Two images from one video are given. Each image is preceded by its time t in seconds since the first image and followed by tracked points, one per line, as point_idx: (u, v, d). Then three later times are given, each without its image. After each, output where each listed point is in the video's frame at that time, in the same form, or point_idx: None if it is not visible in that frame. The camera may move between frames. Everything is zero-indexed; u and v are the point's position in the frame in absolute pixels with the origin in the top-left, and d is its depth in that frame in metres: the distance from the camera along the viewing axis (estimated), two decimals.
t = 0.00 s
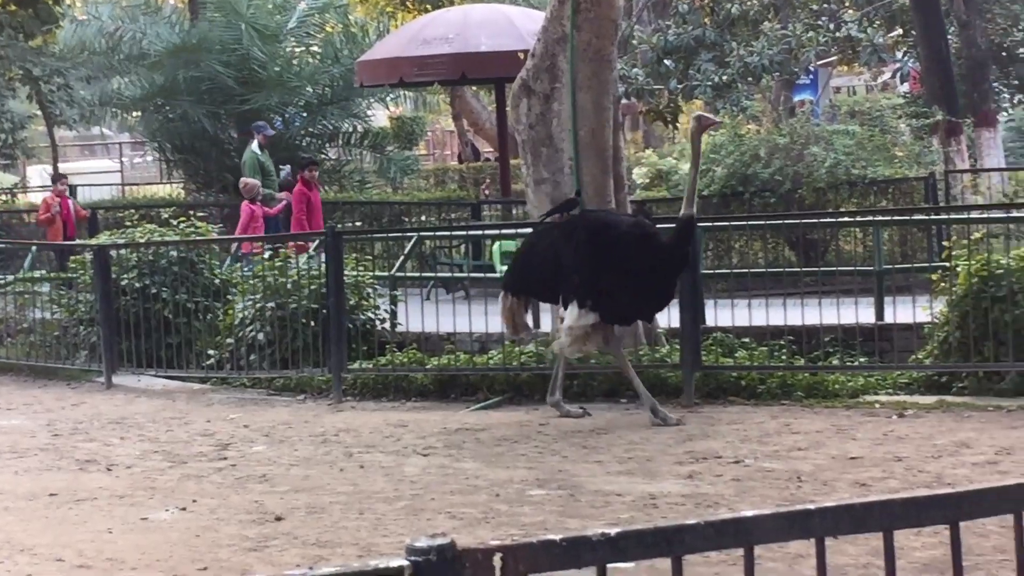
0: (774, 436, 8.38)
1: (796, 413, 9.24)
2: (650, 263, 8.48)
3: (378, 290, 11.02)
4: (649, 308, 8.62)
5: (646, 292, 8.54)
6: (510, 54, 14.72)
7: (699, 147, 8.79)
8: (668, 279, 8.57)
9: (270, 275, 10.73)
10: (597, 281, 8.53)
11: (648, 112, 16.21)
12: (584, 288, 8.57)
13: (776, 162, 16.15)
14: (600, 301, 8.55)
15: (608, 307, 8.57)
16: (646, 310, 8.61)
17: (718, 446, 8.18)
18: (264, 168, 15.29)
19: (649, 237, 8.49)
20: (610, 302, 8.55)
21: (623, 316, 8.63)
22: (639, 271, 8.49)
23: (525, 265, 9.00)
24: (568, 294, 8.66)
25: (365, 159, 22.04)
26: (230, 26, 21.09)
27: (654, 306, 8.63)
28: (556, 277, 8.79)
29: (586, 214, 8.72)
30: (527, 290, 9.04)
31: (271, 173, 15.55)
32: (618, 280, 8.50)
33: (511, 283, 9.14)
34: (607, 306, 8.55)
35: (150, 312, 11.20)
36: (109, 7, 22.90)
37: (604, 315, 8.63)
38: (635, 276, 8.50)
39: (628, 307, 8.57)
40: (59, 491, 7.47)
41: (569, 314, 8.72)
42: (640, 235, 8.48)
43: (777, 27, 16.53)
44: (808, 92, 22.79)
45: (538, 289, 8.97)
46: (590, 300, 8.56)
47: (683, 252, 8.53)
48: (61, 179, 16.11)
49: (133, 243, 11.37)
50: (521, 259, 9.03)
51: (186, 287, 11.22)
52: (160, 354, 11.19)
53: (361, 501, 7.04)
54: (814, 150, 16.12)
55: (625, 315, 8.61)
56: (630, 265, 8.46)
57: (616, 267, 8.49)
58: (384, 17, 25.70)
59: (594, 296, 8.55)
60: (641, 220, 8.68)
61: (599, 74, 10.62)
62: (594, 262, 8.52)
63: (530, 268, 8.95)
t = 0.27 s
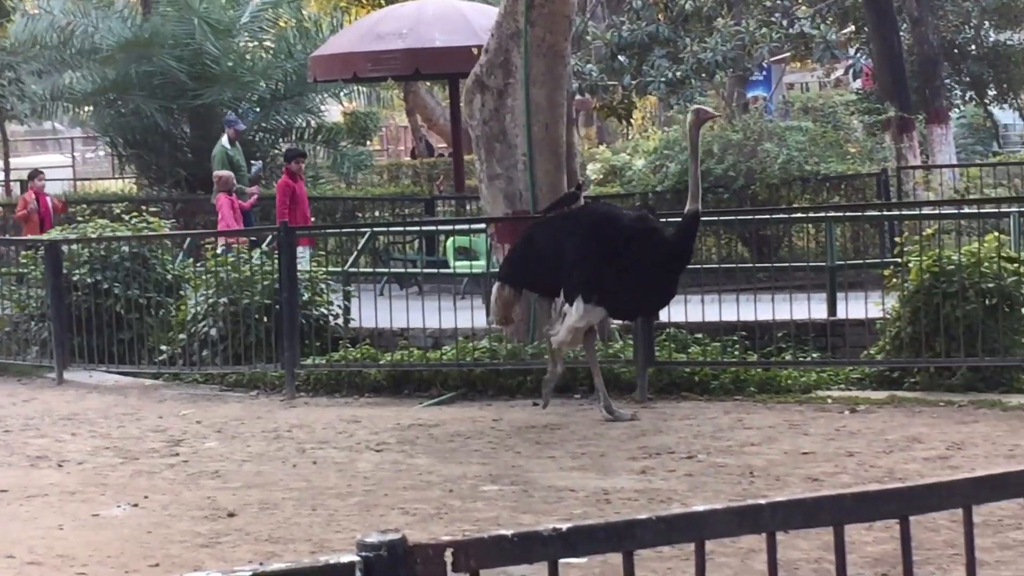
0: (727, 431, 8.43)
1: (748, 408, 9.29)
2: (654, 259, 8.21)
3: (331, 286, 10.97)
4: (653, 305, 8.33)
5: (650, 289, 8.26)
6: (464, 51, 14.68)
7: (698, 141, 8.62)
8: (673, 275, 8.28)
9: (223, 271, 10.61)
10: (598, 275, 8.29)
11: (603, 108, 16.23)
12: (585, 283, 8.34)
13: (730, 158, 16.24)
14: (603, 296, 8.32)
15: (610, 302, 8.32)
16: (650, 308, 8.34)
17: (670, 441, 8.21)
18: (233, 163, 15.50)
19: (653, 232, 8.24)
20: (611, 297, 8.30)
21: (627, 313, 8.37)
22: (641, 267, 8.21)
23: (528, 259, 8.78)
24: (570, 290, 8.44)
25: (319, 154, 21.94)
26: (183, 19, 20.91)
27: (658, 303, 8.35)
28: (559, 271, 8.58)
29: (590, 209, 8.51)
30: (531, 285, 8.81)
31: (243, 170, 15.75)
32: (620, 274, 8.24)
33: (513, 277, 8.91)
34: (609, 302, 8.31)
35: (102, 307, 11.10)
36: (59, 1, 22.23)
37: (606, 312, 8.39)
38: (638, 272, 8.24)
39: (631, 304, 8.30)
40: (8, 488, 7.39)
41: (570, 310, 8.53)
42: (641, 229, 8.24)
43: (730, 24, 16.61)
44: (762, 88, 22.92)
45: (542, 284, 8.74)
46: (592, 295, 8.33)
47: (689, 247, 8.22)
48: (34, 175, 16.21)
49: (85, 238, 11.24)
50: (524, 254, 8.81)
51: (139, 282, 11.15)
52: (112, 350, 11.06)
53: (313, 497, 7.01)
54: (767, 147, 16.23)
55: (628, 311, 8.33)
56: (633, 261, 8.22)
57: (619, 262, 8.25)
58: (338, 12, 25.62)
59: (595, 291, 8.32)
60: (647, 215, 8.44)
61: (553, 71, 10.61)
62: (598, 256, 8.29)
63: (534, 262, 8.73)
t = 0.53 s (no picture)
0: (691, 437, 8.45)
1: (714, 414, 9.31)
2: (659, 265, 8.19)
3: (297, 290, 10.94)
4: (658, 309, 8.35)
5: (655, 293, 8.26)
6: (430, 56, 14.68)
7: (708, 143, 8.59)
8: (678, 278, 8.25)
9: (188, 275, 10.59)
10: (602, 281, 8.29)
11: (570, 114, 16.23)
12: (588, 289, 8.35)
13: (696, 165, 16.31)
14: (607, 301, 8.33)
15: (614, 307, 8.35)
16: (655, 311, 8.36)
17: (636, 447, 8.22)
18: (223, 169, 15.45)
19: (656, 238, 8.18)
20: (616, 303, 8.32)
21: (632, 315, 8.40)
22: (646, 273, 8.20)
23: (530, 260, 8.76)
24: (573, 295, 8.45)
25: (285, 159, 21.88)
26: (149, 24, 20.75)
27: (661, 306, 8.37)
28: (562, 275, 8.56)
29: (592, 213, 8.44)
30: (534, 286, 8.81)
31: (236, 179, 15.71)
32: (624, 281, 8.24)
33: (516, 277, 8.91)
34: (613, 307, 8.33)
35: (67, 311, 11.01)
36: (24, 4, 22.04)
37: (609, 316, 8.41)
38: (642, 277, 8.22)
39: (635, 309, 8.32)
40: None
41: (574, 316, 8.51)
42: (645, 235, 8.18)
43: (697, 31, 16.66)
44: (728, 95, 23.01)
45: (545, 286, 8.75)
46: (596, 301, 8.35)
47: (693, 251, 8.18)
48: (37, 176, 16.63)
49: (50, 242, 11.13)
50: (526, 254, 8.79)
51: (104, 287, 11.05)
52: (76, 355, 10.98)
53: (278, 502, 6.97)
54: (733, 153, 16.31)
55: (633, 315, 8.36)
56: (637, 267, 8.19)
57: (623, 268, 8.22)
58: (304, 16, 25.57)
59: (599, 297, 8.33)
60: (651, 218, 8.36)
61: (519, 75, 10.63)
62: (601, 262, 8.25)
63: (537, 264, 8.72)
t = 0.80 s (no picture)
0: (671, 446, 8.46)
1: (693, 424, 9.32)
2: (691, 283, 7.96)
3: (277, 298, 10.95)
4: (686, 328, 8.12)
5: (685, 313, 8.04)
6: (411, 65, 14.68)
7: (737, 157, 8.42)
8: (710, 297, 8.02)
9: (167, 283, 10.54)
10: (633, 297, 8.06)
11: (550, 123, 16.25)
12: (617, 304, 8.12)
13: (677, 174, 16.36)
14: (635, 317, 8.10)
15: (641, 324, 8.11)
16: (684, 330, 8.13)
17: (615, 456, 8.23)
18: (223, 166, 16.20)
19: (691, 255, 7.95)
20: (644, 320, 8.09)
21: (660, 333, 8.17)
22: (677, 290, 7.97)
23: (559, 271, 8.52)
24: (600, 309, 8.22)
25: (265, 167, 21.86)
26: (129, 31, 20.94)
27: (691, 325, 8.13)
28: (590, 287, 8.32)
29: (626, 225, 8.21)
30: (561, 297, 8.57)
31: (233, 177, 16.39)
32: (655, 298, 8.01)
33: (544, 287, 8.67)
34: (641, 324, 8.10)
35: (46, 318, 11.04)
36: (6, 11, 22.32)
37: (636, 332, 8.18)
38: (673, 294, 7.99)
39: (663, 326, 8.10)
40: None
41: (595, 326, 8.25)
42: (678, 252, 7.95)
43: (678, 40, 16.70)
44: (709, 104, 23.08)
45: (571, 297, 8.51)
46: (624, 316, 8.12)
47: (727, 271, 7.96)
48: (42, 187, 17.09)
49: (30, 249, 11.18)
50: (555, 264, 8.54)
51: (83, 294, 11.04)
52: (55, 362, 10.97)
53: (257, 510, 6.95)
54: (714, 162, 16.37)
55: (660, 333, 8.13)
56: (669, 284, 7.97)
57: (655, 283, 8.00)
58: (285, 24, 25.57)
59: (627, 312, 8.10)
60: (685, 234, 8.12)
61: (500, 83, 10.68)
62: (633, 276, 8.03)
63: (565, 274, 8.48)
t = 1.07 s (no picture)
0: (651, 453, 8.46)
1: (673, 432, 9.32)
2: (714, 282, 7.81)
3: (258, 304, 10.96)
4: (711, 329, 7.97)
5: (709, 312, 7.89)
6: (391, 71, 14.69)
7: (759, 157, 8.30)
8: (735, 296, 7.88)
9: (148, 288, 10.58)
10: (655, 298, 7.92)
11: (531, 130, 16.26)
12: (639, 306, 7.98)
13: (657, 182, 16.42)
14: (659, 318, 7.96)
15: (665, 325, 7.97)
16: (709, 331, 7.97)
17: (595, 463, 8.23)
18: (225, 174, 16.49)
19: (711, 254, 7.82)
20: (667, 322, 7.95)
21: (685, 334, 8.02)
22: (699, 289, 7.83)
23: (580, 275, 8.40)
24: (622, 312, 8.08)
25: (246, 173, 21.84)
26: (110, 36, 20.85)
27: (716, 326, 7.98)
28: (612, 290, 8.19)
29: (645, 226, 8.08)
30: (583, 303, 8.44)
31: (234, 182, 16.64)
32: (680, 298, 7.87)
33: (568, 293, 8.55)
34: (665, 325, 7.96)
35: (25, 323, 11.02)
36: None
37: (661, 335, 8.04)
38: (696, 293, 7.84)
39: (687, 327, 7.94)
40: None
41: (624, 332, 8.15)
42: (700, 251, 7.82)
43: (659, 48, 16.73)
44: (690, 112, 23.13)
45: (594, 302, 8.38)
46: (649, 318, 7.98)
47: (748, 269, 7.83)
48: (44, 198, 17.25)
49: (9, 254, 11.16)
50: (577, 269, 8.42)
51: (63, 299, 11.00)
52: (34, 366, 10.97)
53: (236, 516, 6.92)
54: (694, 171, 16.43)
55: (687, 333, 7.98)
56: (692, 283, 7.82)
57: (677, 284, 7.86)
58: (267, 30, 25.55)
59: (650, 314, 7.96)
60: (706, 232, 7.99)
61: (482, 91, 10.64)
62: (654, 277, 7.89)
63: (586, 279, 8.35)
